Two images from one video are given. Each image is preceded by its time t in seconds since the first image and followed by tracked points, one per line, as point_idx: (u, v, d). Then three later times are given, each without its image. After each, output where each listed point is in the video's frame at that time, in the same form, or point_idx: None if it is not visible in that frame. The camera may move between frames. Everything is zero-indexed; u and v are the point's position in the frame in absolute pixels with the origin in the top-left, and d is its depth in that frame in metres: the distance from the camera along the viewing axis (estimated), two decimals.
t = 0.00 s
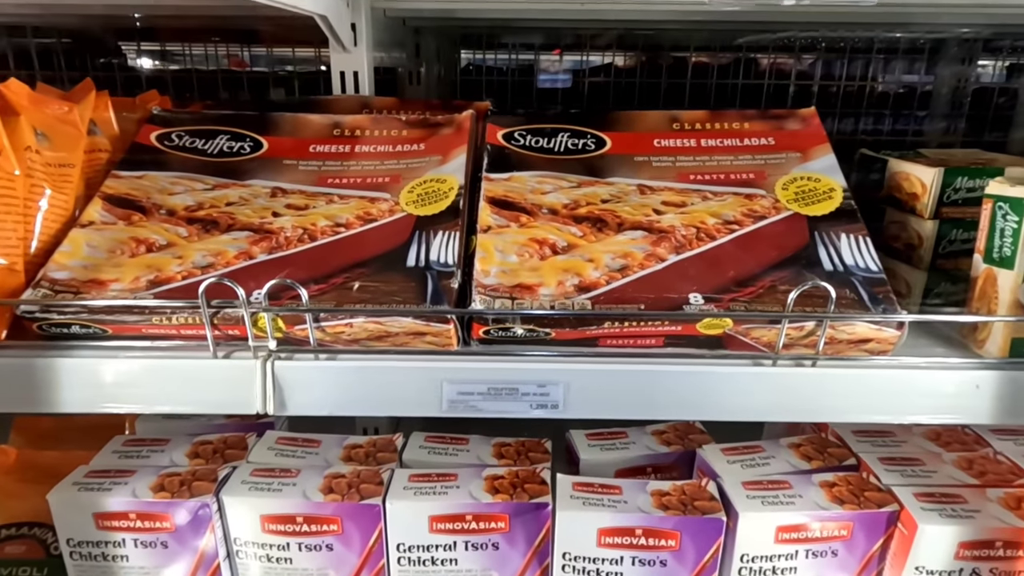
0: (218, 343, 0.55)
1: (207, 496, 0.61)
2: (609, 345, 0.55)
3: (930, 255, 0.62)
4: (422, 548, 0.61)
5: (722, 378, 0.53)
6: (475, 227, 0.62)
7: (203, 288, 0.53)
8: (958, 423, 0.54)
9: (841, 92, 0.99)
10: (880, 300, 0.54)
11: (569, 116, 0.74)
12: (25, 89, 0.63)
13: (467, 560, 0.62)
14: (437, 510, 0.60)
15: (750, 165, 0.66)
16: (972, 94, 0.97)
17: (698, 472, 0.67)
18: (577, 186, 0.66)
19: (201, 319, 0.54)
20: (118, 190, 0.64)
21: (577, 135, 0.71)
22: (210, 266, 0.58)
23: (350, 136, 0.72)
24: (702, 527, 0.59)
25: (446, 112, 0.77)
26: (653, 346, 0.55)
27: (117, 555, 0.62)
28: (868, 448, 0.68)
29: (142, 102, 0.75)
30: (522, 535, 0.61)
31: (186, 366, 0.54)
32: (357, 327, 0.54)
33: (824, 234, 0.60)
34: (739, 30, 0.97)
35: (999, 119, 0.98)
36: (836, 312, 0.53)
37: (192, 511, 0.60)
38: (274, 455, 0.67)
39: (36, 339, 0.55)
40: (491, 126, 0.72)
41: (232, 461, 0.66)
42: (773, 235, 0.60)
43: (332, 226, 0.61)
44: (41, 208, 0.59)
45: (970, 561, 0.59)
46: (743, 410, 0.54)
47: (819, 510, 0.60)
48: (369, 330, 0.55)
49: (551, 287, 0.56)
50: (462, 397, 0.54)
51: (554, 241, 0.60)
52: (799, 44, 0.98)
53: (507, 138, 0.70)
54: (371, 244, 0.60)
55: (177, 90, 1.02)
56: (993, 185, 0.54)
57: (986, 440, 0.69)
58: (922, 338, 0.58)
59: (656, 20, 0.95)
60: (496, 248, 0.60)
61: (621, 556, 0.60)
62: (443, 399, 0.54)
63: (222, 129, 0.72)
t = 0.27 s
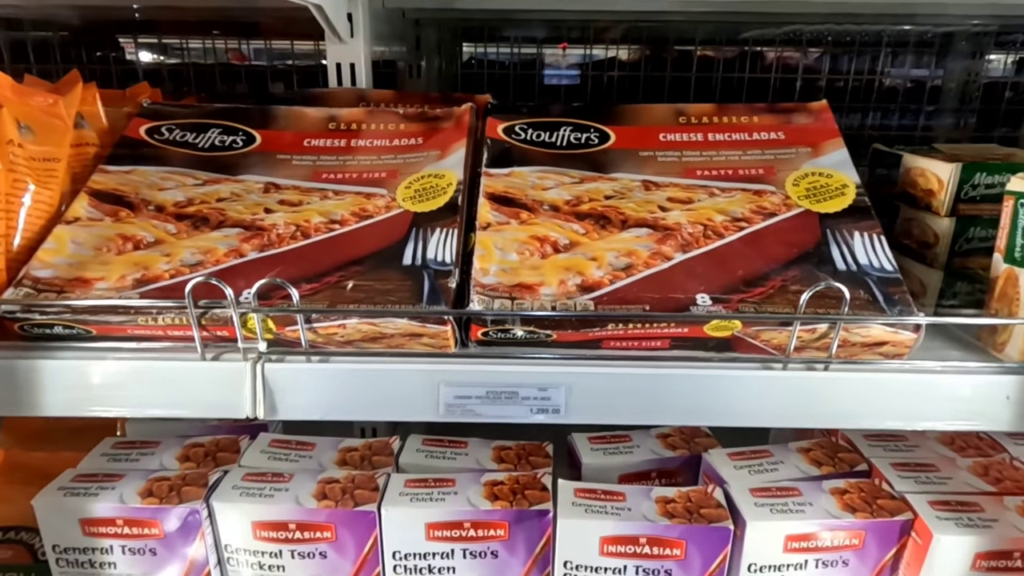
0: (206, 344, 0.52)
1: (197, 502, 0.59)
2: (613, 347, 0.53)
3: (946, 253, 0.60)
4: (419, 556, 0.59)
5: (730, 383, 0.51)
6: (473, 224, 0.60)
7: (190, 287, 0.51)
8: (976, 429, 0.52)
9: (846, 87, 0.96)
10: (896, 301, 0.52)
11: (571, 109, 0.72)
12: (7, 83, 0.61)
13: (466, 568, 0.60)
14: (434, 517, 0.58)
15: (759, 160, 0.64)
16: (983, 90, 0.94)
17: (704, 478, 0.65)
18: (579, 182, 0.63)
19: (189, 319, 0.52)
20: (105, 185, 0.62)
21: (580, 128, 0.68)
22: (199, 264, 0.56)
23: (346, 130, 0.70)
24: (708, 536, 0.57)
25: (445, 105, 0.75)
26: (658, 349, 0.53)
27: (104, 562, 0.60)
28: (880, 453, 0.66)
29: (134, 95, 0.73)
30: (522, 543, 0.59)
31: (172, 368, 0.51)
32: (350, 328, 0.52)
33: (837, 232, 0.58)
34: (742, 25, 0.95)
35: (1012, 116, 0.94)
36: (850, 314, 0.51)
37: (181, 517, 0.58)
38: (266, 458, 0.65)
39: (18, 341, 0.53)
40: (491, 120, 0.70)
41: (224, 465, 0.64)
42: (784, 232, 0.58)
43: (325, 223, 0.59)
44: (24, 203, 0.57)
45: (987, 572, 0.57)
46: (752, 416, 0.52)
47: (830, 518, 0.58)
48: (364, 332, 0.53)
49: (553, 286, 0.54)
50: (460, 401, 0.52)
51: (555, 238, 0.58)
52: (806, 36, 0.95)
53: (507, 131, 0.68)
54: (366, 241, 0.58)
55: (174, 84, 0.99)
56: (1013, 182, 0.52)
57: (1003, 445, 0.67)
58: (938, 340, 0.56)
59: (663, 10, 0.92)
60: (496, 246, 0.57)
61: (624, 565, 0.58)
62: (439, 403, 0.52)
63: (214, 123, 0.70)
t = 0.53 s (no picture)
0: (194, 347, 0.50)
1: (187, 510, 0.56)
2: (620, 351, 0.51)
3: (969, 252, 0.58)
4: (417, 567, 0.57)
5: (744, 389, 0.48)
6: (473, 221, 0.57)
7: (176, 288, 0.48)
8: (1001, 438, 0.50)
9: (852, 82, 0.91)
10: (918, 303, 0.50)
11: (576, 102, 0.69)
12: None
13: None
14: (432, 527, 0.56)
15: (772, 155, 0.62)
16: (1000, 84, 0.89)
17: (714, 484, 0.63)
18: (585, 177, 0.61)
19: (176, 322, 0.49)
20: (92, 180, 0.60)
21: (585, 122, 0.66)
22: (188, 263, 0.53)
23: (343, 123, 0.67)
24: (719, 547, 0.55)
25: (446, 97, 0.73)
26: (668, 353, 0.51)
27: (91, 571, 0.58)
28: (897, 460, 0.64)
29: (124, 87, 0.71)
30: (525, 553, 0.57)
31: (158, 373, 0.49)
32: (345, 331, 0.50)
33: (854, 231, 0.55)
34: (748, 18, 0.90)
35: None
36: (870, 317, 0.48)
37: (170, 525, 0.56)
38: (260, 464, 0.63)
39: None
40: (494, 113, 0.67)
41: (215, 471, 0.62)
42: (798, 231, 0.55)
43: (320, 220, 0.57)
44: (4, 200, 0.55)
45: None
46: (767, 424, 0.49)
47: (847, 529, 0.55)
48: (359, 335, 0.50)
49: (558, 287, 0.52)
50: (460, 407, 0.49)
51: (560, 236, 0.56)
52: (814, 30, 0.90)
53: (510, 125, 0.66)
54: (362, 239, 0.56)
55: (170, 79, 0.94)
56: None
57: None
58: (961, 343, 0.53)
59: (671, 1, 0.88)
60: (498, 244, 0.55)
61: None
62: (438, 409, 0.49)
63: (206, 116, 0.67)
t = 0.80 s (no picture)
0: (179, 345, 0.48)
1: (173, 515, 0.54)
2: (626, 350, 0.48)
3: (991, 247, 0.56)
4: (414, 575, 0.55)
5: (758, 392, 0.46)
6: (472, 214, 0.55)
7: (159, 283, 0.46)
8: None
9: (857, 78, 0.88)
10: (939, 300, 0.47)
11: (580, 90, 0.67)
12: None
13: None
14: (429, 533, 0.53)
15: (784, 146, 0.59)
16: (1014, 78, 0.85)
17: (722, 488, 0.61)
18: (589, 169, 0.59)
19: (159, 319, 0.47)
20: (76, 171, 0.57)
21: (590, 111, 0.64)
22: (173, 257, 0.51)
23: (338, 113, 0.65)
24: (729, 555, 0.53)
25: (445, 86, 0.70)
26: (676, 352, 0.48)
27: None
28: (913, 463, 0.61)
29: (112, 75, 0.68)
30: (526, 560, 0.54)
31: (141, 372, 0.47)
32: (337, 329, 0.47)
33: (871, 225, 0.53)
34: (755, 12, 0.88)
35: None
36: (890, 315, 0.46)
37: (156, 530, 0.54)
38: (251, 466, 0.60)
39: None
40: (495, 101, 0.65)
41: (204, 474, 0.60)
42: (812, 224, 0.53)
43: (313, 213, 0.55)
44: None
45: None
46: (782, 428, 0.46)
47: (863, 537, 0.53)
48: (353, 333, 0.48)
49: (561, 282, 0.49)
50: (458, 409, 0.47)
51: (563, 230, 0.53)
52: (821, 23, 0.87)
53: (512, 115, 0.63)
54: (356, 233, 0.53)
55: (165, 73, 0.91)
56: None
57: None
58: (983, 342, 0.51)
59: None
60: (498, 238, 0.53)
61: None
62: (436, 412, 0.47)
63: (196, 105, 0.65)
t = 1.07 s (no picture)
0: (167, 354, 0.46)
1: (163, 526, 0.53)
2: (630, 358, 0.47)
3: (1005, 251, 0.54)
4: None
5: (766, 402, 0.44)
6: (471, 216, 0.53)
7: (147, 289, 0.44)
8: None
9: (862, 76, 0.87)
10: (955, 307, 0.45)
11: (583, 89, 0.65)
12: None
13: None
14: (426, 545, 0.52)
15: (792, 146, 0.58)
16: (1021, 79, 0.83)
17: (727, 498, 0.59)
18: (592, 170, 0.57)
19: (147, 326, 0.45)
20: (64, 172, 0.56)
21: (592, 110, 0.62)
22: (163, 262, 0.50)
23: (334, 112, 0.63)
24: (735, 568, 0.51)
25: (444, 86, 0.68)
26: (681, 360, 0.47)
27: None
28: (923, 473, 0.60)
29: (103, 72, 0.67)
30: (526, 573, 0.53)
31: (127, 381, 0.45)
32: (331, 336, 0.46)
33: (883, 228, 0.51)
34: (759, 9, 0.86)
35: None
36: (904, 323, 0.44)
37: (146, 542, 0.52)
38: (244, 474, 0.59)
39: None
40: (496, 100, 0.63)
41: (196, 482, 0.58)
42: (822, 228, 0.51)
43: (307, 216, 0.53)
44: None
45: None
46: (792, 440, 0.45)
47: (874, 550, 0.51)
48: (347, 340, 0.46)
49: (563, 288, 0.48)
50: (455, 420, 0.45)
51: (565, 233, 0.51)
52: (826, 20, 0.86)
53: (512, 114, 0.61)
54: (352, 236, 0.52)
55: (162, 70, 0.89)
56: None
57: None
58: (1000, 350, 0.49)
59: None
60: (497, 242, 0.51)
61: None
62: (432, 422, 0.45)
63: (189, 104, 0.64)
